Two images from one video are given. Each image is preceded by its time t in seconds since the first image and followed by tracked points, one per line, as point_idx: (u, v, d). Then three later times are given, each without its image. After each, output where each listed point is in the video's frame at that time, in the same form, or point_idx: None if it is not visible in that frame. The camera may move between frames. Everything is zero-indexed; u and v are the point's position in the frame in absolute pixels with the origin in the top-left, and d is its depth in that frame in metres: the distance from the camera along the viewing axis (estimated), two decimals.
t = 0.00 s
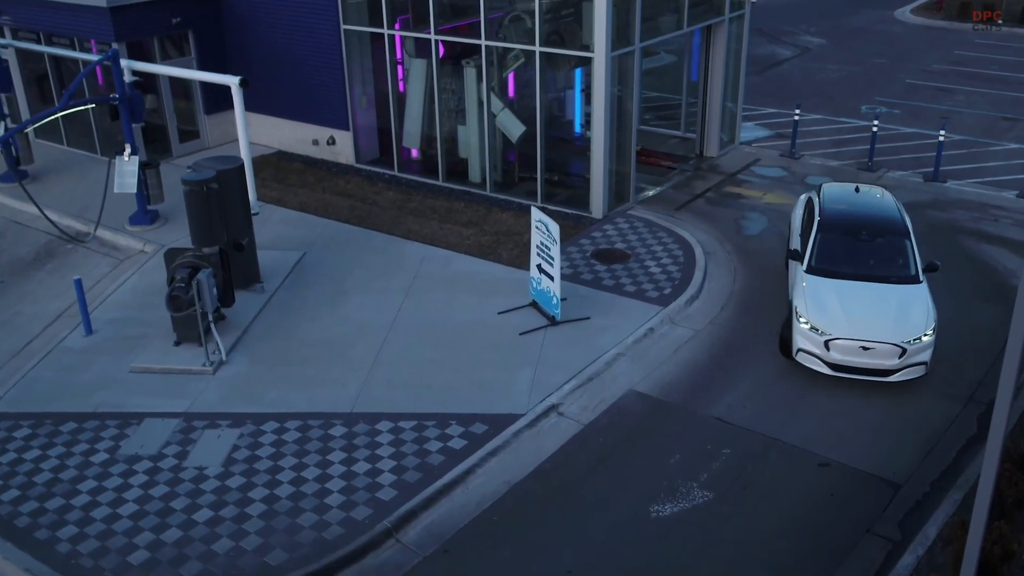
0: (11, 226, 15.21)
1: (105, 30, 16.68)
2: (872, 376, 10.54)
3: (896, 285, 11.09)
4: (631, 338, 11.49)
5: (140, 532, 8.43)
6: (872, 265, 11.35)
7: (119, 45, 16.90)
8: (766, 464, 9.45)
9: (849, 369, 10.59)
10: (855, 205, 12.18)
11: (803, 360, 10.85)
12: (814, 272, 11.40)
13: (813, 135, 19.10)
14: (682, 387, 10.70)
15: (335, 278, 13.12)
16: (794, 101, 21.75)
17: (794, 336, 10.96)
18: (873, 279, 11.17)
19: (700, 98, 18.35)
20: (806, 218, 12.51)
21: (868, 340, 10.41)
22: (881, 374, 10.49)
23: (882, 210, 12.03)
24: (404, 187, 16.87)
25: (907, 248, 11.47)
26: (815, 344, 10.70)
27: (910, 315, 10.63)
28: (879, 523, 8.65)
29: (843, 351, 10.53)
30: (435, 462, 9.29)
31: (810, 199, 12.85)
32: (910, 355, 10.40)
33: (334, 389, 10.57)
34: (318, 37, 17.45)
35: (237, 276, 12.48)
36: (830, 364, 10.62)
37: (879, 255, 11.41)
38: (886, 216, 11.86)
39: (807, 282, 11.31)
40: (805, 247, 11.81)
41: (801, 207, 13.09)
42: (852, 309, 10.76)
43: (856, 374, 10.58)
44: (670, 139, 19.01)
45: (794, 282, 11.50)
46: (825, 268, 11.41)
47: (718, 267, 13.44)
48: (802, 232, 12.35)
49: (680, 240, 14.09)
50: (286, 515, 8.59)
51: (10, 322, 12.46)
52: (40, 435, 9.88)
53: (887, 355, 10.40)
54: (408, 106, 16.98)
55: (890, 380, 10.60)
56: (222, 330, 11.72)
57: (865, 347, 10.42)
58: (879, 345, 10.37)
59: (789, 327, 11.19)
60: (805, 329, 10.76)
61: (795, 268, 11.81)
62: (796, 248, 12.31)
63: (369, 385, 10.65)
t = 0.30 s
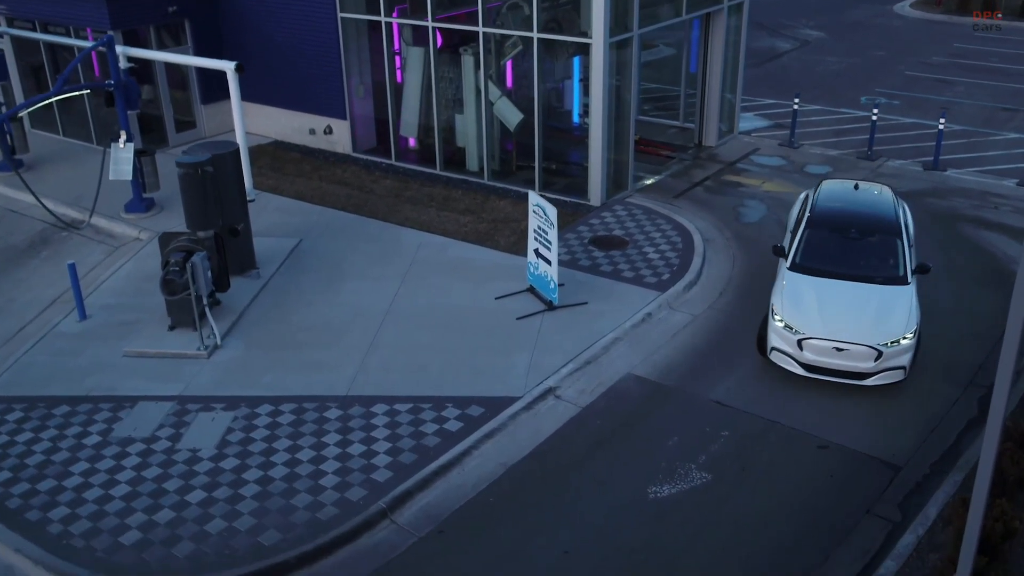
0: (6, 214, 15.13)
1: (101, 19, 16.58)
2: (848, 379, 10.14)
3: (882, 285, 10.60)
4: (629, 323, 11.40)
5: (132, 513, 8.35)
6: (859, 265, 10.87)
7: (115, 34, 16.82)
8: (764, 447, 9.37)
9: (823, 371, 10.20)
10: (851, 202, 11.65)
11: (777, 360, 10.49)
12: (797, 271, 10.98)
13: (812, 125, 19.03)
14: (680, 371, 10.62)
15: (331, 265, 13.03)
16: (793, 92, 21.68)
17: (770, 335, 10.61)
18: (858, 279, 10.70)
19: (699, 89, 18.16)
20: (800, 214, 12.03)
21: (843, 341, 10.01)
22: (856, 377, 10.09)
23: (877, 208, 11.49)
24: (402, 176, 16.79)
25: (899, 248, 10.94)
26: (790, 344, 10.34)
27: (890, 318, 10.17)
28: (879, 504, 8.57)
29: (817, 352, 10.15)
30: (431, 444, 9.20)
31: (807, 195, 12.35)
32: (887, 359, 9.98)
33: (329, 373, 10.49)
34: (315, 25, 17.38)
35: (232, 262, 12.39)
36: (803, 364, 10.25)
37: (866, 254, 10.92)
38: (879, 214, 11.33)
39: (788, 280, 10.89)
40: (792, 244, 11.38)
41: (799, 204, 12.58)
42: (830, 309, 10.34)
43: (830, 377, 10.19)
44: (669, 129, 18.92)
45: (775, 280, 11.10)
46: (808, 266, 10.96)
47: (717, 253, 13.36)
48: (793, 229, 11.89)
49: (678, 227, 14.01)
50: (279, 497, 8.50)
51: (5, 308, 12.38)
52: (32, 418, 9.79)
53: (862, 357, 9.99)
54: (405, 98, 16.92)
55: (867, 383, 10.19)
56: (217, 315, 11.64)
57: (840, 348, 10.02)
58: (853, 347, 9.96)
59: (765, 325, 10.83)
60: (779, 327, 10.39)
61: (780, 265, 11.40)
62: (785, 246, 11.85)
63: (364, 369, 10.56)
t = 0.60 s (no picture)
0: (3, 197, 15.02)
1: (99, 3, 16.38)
2: (822, 377, 9.63)
3: (866, 280, 10.15)
4: (630, 301, 11.29)
5: (127, 485, 8.25)
6: (845, 259, 10.42)
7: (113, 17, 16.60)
8: (766, 421, 9.26)
9: (795, 367, 9.70)
10: (845, 194, 11.18)
11: (749, 355, 10.01)
12: (779, 262, 10.57)
13: (814, 111, 18.92)
14: (682, 348, 10.51)
15: (329, 245, 12.94)
16: (795, 80, 21.58)
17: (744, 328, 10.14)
18: (841, 274, 10.27)
19: (700, 78, 18.06)
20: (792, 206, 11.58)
21: (814, 336, 9.52)
22: (827, 374, 9.57)
23: (871, 202, 11.02)
24: (402, 160, 16.69)
25: (888, 244, 10.47)
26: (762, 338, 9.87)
27: (867, 314, 9.66)
28: (883, 477, 8.45)
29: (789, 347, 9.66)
30: (429, 418, 9.10)
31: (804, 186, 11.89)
32: (861, 357, 9.44)
33: (327, 349, 10.38)
34: (315, 9, 17.27)
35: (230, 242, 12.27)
36: (775, 360, 9.76)
37: (853, 248, 10.48)
38: (871, 209, 10.86)
39: (767, 272, 10.51)
40: (778, 235, 10.97)
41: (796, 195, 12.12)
42: (805, 302, 9.89)
43: (803, 374, 9.68)
44: (669, 115, 18.80)
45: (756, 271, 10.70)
46: (792, 258, 10.55)
47: (718, 234, 13.26)
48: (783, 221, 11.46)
49: (680, 209, 13.90)
50: (275, 469, 8.40)
51: None
52: (27, 393, 9.69)
53: (833, 353, 9.47)
54: (405, 85, 16.84)
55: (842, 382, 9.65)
56: (214, 294, 11.54)
57: (811, 343, 9.52)
58: (823, 343, 9.47)
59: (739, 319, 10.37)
60: (752, 320, 9.95)
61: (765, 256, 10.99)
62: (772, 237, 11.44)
63: (362, 346, 10.45)
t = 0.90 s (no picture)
0: (10, 180, 14.99)
1: None
2: (804, 376, 9.07)
3: (858, 275, 9.58)
4: (638, 281, 11.17)
5: (129, 456, 8.18)
6: (837, 252, 9.87)
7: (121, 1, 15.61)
8: (775, 398, 9.13)
9: (776, 365, 9.15)
10: (846, 187, 10.60)
11: (729, 351, 9.49)
12: (768, 254, 10.07)
13: (825, 99, 18.77)
14: (691, 326, 10.39)
15: (336, 225, 12.86)
16: (806, 69, 21.43)
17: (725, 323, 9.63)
18: (831, 268, 9.72)
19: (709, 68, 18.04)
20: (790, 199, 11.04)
21: (796, 332, 8.98)
22: (808, 374, 9.02)
23: (872, 195, 10.43)
24: (409, 144, 16.60)
25: (885, 238, 9.88)
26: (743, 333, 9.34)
27: (854, 310, 9.10)
28: (895, 453, 8.32)
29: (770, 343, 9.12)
30: (434, 392, 9.01)
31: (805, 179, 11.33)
32: (845, 355, 8.89)
33: (332, 326, 10.31)
34: None
35: (236, 222, 12.21)
36: (755, 356, 9.22)
37: (846, 242, 9.92)
38: (870, 202, 10.28)
39: (755, 263, 10.02)
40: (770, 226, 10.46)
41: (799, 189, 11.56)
42: (790, 296, 9.35)
43: (784, 372, 9.13)
44: (679, 102, 18.68)
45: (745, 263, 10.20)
46: (782, 250, 10.03)
47: (728, 216, 13.12)
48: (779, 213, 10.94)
49: (689, 192, 13.78)
50: (279, 441, 8.32)
51: (5, 266, 12.24)
52: (31, 366, 9.66)
53: (815, 350, 8.92)
54: (413, 72, 16.75)
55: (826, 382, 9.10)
56: (219, 273, 11.47)
57: (793, 340, 8.97)
58: (805, 339, 8.93)
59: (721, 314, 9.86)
60: (733, 314, 9.43)
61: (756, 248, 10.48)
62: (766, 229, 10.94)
63: (368, 323, 10.36)
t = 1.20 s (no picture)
0: (24, 161, 15.01)
1: None
2: (788, 376, 8.55)
3: (851, 273, 9.00)
4: (652, 260, 11.04)
5: (137, 425, 8.13)
6: (832, 248, 9.28)
7: None
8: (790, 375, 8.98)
9: (760, 364, 8.65)
10: (848, 179, 9.96)
11: (712, 348, 9.00)
12: (758, 248, 9.53)
13: (842, 86, 18.58)
14: (705, 304, 10.25)
15: (349, 205, 12.81)
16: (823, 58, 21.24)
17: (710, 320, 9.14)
18: (823, 264, 9.14)
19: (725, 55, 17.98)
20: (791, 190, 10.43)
21: (779, 329, 8.45)
22: (792, 374, 8.50)
23: (875, 188, 9.78)
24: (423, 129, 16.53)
25: (884, 234, 9.26)
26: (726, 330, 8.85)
27: (843, 309, 8.54)
28: (913, 429, 8.16)
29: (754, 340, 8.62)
30: (445, 365, 8.93)
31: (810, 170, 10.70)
32: (831, 355, 8.34)
33: (343, 301, 10.23)
34: None
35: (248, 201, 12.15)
36: (738, 355, 8.72)
37: (841, 237, 9.33)
38: (871, 195, 9.63)
39: (744, 257, 9.49)
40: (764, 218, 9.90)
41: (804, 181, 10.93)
42: (776, 292, 8.82)
43: (768, 372, 8.61)
44: (694, 88, 18.55)
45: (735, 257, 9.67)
46: (773, 244, 9.48)
47: (743, 198, 12.98)
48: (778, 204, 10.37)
49: (705, 174, 13.66)
50: (289, 411, 8.25)
51: (17, 244, 12.24)
52: (41, 339, 9.63)
53: (799, 349, 8.39)
54: (426, 57, 16.68)
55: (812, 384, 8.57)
56: (231, 250, 11.43)
57: (776, 338, 8.45)
58: (787, 337, 8.40)
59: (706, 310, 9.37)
60: (716, 310, 8.94)
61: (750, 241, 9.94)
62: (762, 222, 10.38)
63: (379, 299, 10.28)
